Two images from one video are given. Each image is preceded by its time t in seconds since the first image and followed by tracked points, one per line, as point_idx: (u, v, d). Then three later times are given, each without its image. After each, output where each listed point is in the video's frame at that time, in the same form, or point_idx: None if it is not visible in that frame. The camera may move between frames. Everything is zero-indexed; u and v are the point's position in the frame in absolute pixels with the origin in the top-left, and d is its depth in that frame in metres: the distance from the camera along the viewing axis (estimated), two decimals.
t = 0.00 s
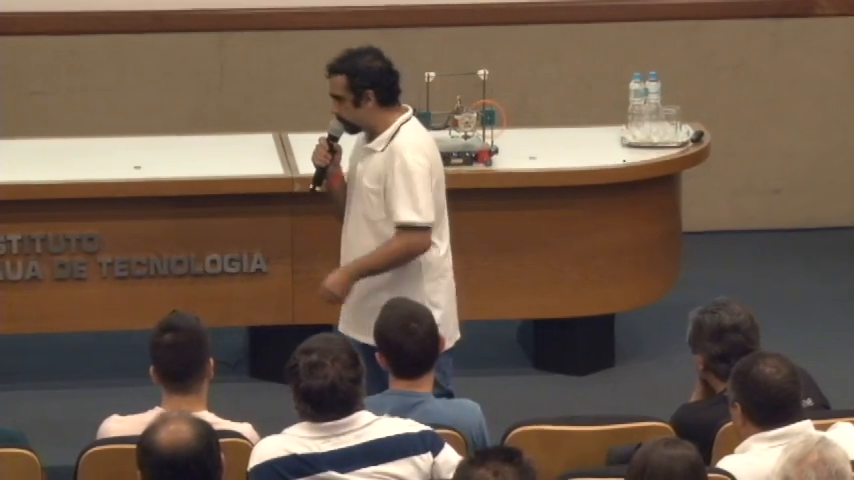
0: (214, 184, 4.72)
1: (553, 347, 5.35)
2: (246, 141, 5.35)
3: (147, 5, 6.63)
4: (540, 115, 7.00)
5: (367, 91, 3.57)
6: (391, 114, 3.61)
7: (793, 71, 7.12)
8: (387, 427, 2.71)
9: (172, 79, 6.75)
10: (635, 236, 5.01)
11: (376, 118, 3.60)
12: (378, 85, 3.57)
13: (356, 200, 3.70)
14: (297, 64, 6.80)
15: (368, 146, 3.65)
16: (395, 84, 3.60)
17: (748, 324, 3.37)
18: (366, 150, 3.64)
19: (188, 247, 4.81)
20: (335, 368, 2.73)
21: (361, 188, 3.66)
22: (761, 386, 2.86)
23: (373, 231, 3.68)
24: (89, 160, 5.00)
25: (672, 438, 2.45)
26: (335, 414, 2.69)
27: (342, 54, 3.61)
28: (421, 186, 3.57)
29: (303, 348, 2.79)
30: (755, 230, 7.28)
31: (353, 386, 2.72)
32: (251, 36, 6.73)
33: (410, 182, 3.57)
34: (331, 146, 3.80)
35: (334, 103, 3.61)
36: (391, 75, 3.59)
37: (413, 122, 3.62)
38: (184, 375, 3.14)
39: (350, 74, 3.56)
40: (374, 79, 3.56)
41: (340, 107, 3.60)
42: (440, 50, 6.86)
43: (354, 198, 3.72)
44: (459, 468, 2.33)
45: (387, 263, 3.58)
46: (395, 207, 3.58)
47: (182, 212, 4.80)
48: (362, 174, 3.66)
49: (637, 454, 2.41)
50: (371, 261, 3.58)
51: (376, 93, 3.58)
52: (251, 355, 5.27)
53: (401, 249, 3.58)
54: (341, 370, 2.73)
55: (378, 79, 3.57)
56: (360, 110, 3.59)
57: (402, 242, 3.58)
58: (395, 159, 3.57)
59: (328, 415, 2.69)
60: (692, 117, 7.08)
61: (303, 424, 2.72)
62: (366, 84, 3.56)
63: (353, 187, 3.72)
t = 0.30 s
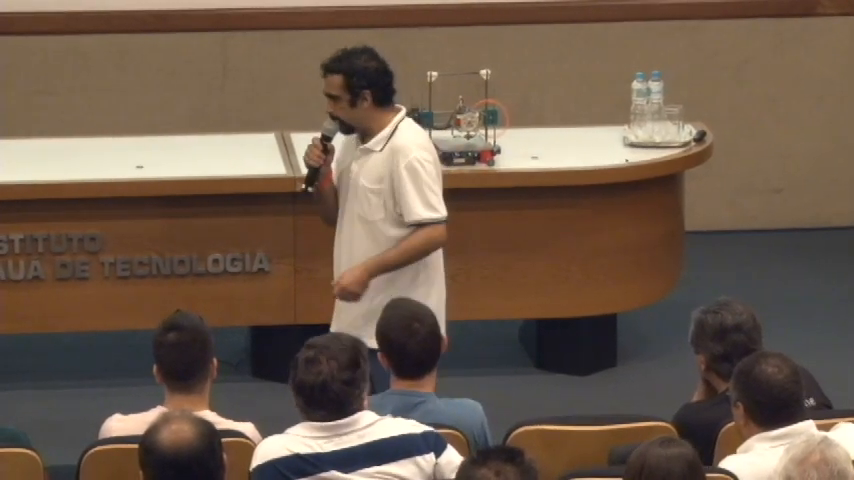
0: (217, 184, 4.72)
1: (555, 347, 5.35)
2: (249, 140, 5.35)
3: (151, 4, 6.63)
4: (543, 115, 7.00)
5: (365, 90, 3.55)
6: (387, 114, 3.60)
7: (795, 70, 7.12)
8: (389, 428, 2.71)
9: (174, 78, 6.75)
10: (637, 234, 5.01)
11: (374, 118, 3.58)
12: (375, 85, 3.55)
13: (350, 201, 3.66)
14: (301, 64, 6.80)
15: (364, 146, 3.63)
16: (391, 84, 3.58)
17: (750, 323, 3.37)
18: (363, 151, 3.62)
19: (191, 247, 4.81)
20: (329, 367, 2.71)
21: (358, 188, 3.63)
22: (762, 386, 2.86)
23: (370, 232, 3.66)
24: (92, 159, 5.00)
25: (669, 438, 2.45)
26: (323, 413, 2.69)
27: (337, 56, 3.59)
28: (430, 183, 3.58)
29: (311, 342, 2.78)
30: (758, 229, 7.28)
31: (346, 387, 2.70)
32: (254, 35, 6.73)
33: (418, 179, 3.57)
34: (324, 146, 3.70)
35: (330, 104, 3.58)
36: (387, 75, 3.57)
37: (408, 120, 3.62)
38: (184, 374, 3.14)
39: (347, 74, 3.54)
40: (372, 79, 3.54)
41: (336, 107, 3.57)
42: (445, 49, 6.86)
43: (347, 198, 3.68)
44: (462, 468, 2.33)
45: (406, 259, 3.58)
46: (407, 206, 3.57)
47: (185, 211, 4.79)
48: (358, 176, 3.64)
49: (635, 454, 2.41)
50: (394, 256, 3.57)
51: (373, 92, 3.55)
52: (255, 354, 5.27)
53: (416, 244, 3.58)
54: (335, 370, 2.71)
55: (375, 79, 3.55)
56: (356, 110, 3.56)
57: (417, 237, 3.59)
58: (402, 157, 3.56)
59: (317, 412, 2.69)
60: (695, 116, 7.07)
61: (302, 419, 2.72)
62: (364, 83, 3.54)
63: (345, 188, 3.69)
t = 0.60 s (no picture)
0: (222, 184, 4.72)
1: (560, 347, 5.35)
2: (257, 139, 5.35)
3: (157, 5, 6.63)
4: (548, 114, 7.01)
5: (370, 93, 3.49)
6: (388, 116, 3.53)
7: (801, 70, 7.11)
8: (394, 428, 2.70)
9: (180, 78, 6.75)
10: (642, 232, 5.00)
11: (375, 120, 3.51)
12: (380, 88, 3.49)
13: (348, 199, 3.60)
14: (308, 64, 6.80)
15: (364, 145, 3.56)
16: (394, 87, 3.52)
17: (755, 323, 3.37)
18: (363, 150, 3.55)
19: (197, 247, 4.81)
20: (330, 365, 2.72)
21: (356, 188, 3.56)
22: (768, 386, 2.86)
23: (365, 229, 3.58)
24: (98, 159, 5.01)
25: (668, 438, 2.44)
26: (319, 411, 2.70)
27: (340, 58, 3.53)
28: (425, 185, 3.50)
29: (320, 343, 2.80)
30: (763, 229, 7.28)
31: (344, 386, 2.70)
32: (261, 34, 6.73)
33: (414, 181, 3.49)
34: (325, 147, 3.59)
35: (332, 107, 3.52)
36: (390, 77, 3.52)
37: (409, 122, 3.54)
38: (191, 374, 3.14)
39: (352, 77, 3.48)
40: (377, 82, 3.49)
41: (338, 110, 3.50)
42: (453, 49, 6.86)
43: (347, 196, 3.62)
44: (466, 468, 2.32)
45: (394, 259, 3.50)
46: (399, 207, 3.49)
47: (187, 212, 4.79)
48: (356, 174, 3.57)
49: (634, 455, 2.41)
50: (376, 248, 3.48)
51: (378, 95, 3.50)
52: (260, 354, 5.27)
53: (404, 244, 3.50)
54: (335, 368, 2.72)
55: (380, 82, 3.49)
56: (360, 113, 3.50)
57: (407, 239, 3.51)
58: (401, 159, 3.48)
59: (314, 410, 2.70)
60: (700, 117, 7.07)
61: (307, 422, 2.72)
62: (369, 87, 3.48)
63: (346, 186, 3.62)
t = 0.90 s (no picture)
0: (225, 184, 4.72)
1: (565, 347, 5.34)
2: (262, 140, 5.35)
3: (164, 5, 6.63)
4: (554, 114, 7.00)
5: (363, 96, 3.47)
6: (381, 117, 3.51)
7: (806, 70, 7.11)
8: (399, 428, 2.69)
9: (187, 78, 6.75)
10: (646, 234, 5.00)
11: (368, 122, 3.50)
12: (374, 90, 3.47)
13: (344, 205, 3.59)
14: (312, 65, 6.80)
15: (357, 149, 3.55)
16: (387, 89, 3.51)
17: (760, 323, 3.37)
18: (356, 154, 3.54)
19: (202, 247, 4.81)
20: (334, 364, 2.71)
21: (351, 192, 3.56)
22: (773, 386, 2.86)
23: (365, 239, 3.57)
24: (104, 159, 5.01)
25: (672, 439, 2.44)
26: (322, 410, 2.69)
27: (333, 61, 3.51)
28: (416, 190, 3.47)
29: (326, 342, 2.79)
30: (768, 229, 7.27)
31: (348, 388, 2.69)
32: (266, 34, 6.74)
33: (406, 185, 3.47)
34: (318, 151, 3.55)
35: (325, 109, 3.50)
36: (383, 80, 3.50)
37: (401, 124, 3.53)
38: (197, 375, 3.14)
39: (345, 79, 3.46)
40: (370, 85, 3.47)
41: (331, 113, 3.49)
42: (458, 49, 6.87)
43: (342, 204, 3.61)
44: (472, 468, 2.32)
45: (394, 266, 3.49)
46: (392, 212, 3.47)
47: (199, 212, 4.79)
48: (351, 180, 3.56)
49: (640, 455, 2.41)
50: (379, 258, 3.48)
51: (371, 97, 3.48)
52: (265, 354, 5.27)
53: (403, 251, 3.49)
54: (339, 367, 2.71)
55: (373, 84, 3.47)
56: (353, 116, 3.49)
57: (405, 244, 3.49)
58: (393, 162, 3.47)
59: (317, 410, 2.70)
60: (706, 117, 7.07)
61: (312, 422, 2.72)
62: (362, 89, 3.47)
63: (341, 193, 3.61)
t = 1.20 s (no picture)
0: (220, 184, 4.70)
1: (587, 347, 5.34)
2: (283, 140, 5.36)
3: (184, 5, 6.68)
4: (574, 114, 7.00)
5: (354, 102, 3.54)
6: (373, 125, 3.60)
7: (827, 70, 7.09)
8: (419, 428, 2.70)
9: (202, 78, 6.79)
10: (669, 234, 4.99)
11: (359, 128, 3.59)
12: (365, 96, 3.54)
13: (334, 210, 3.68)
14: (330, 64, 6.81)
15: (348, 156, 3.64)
16: (380, 96, 3.57)
17: (782, 323, 3.37)
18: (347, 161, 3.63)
19: (223, 247, 4.82)
20: (354, 365, 2.72)
21: (340, 199, 3.65)
22: (795, 387, 2.86)
23: (361, 259, 3.67)
24: (124, 158, 5.02)
25: (695, 438, 2.44)
26: (343, 410, 2.70)
27: (329, 64, 3.59)
28: (408, 198, 3.58)
29: (347, 342, 2.80)
30: (789, 229, 7.27)
31: (368, 388, 2.70)
32: (284, 34, 6.75)
33: (399, 193, 3.57)
34: (308, 156, 3.66)
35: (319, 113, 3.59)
36: (377, 87, 3.57)
37: (391, 130, 3.62)
38: (219, 375, 3.14)
39: (338, 83, 3.53)
40: (362, 91, 3.54)
41: (322, 116, 3.57)
42: (476, 49, 6.87)
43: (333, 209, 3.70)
44: (493, 468, 2.32)
45: (387, 275, 3.59)
46: (387, 220, 3.57)
47: (232, 209, 4.80)
48: (342, 186, 3.65)
49: (663, 455, 2.41)
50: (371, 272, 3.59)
51: (363, 103, 3.55)
52: (286, 353, 5.28)
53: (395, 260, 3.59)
54: (358, 368, 2.72)
55: (365, 90, 3.54)
56: (343, 120, 3.57)
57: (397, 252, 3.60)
58: (382, 171, 3.56)
59: (338, 410, 2.70)
60: (725, 117, 7.07)
61: (332, 421, 2.72)
62: (353, 95, 3.54)
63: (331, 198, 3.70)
